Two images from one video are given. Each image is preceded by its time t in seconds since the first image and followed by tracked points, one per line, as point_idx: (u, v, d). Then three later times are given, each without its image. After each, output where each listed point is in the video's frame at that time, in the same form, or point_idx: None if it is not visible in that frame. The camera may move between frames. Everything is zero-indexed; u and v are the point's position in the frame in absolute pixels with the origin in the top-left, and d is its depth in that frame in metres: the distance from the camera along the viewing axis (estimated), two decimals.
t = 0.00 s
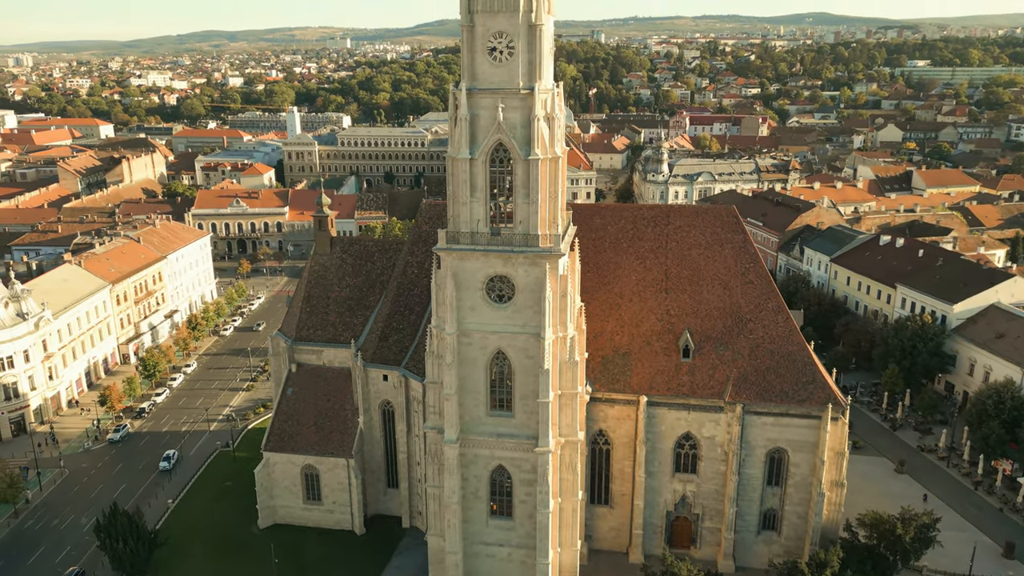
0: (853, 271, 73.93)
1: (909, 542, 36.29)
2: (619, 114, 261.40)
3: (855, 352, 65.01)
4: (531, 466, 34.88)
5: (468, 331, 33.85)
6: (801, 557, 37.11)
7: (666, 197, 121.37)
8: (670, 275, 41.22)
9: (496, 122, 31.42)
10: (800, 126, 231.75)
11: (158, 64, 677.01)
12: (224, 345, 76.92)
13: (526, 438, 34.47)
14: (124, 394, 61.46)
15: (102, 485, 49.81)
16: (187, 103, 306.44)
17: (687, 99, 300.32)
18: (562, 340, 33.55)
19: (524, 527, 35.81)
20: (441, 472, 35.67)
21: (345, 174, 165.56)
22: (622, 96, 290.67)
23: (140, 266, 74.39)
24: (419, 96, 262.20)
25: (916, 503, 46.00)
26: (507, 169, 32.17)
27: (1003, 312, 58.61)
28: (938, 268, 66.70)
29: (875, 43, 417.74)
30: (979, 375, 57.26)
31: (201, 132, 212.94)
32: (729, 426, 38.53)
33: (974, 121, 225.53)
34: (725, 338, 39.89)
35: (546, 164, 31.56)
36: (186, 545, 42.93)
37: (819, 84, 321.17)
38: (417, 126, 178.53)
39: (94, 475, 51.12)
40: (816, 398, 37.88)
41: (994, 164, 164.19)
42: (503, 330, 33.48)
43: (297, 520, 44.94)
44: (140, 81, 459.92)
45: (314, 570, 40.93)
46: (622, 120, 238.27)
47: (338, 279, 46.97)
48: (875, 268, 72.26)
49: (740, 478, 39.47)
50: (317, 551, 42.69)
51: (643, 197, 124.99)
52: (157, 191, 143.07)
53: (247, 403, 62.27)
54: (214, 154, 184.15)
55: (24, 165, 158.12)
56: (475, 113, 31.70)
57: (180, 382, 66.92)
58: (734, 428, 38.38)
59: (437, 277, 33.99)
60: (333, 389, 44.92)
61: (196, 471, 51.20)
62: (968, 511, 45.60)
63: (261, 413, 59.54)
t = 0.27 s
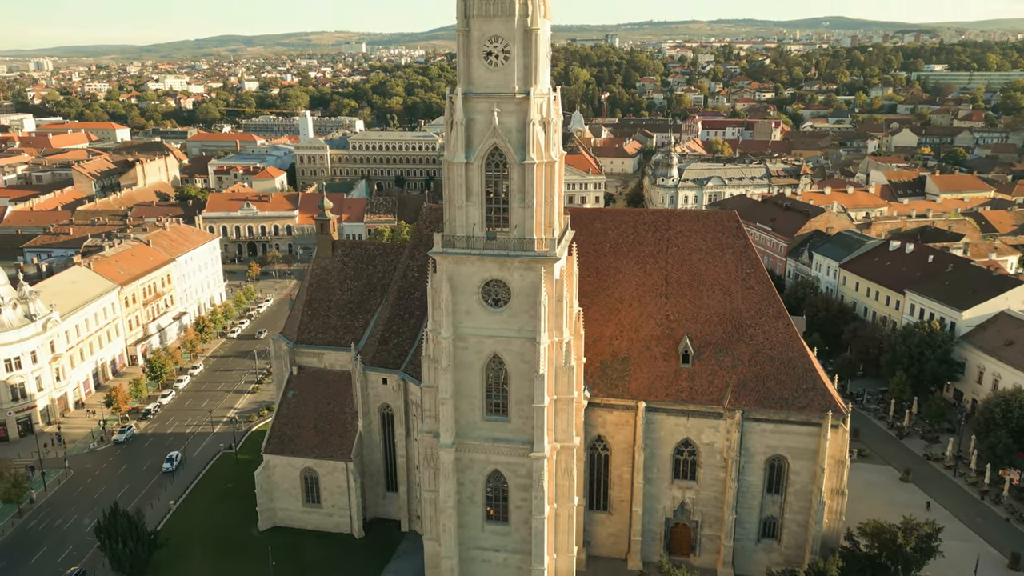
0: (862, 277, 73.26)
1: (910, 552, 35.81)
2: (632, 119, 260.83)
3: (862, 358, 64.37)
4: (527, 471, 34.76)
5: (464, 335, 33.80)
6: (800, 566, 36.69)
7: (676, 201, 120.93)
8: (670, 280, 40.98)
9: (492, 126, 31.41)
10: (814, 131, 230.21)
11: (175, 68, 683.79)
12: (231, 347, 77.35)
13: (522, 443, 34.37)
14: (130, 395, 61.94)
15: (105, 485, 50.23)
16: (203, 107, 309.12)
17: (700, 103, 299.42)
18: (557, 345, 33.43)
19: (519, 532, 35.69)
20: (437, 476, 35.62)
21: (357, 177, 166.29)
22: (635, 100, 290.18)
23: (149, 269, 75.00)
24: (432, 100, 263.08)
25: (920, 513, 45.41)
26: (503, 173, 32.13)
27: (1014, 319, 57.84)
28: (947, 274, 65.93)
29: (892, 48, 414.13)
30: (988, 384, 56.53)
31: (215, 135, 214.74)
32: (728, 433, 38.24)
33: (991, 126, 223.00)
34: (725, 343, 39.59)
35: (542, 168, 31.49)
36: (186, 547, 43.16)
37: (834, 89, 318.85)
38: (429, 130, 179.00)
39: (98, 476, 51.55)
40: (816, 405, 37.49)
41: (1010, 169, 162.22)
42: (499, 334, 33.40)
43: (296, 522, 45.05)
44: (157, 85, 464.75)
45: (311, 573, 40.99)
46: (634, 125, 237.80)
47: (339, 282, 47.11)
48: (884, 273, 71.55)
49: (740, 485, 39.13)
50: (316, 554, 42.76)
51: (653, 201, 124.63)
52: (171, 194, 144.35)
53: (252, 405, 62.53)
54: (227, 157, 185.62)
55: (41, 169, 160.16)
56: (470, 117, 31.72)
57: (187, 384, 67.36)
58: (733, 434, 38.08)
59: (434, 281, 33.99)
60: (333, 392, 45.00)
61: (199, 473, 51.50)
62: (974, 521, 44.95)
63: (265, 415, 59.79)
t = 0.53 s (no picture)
0: (871, 283, 72.47)
1: (912, 562, 35.30)
2: (644, 123, 260.23)
3: (871, 365, 63.64)
4: (522, 477, 34.64)
5: (460, 340, 33.77)
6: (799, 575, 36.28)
7: (686, 206, 120.39)
8: (671, 285, 40.72)
9: (487, 131, 31.38)
10: (829, 135, 228.62)
11: (192, 72, 690.73)
12: (239, 349, 77.78)
13: (517, 448, 34.26)
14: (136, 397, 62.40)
15: (109, 487, 50.61)
16: (218, 111, 311.77)
17: (713, 108, 298.55)
18: (553, 350, 33.32)
19: (515, 538, 35.55)
20: (433, 481, 35.56)
21: (368, 181, 166.98)
22: (648, 105, 289.55)
23: (158, 271, 75.59)
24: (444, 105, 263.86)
25: (925, 523, 44.81)
26: (499, 177, 32.09)
27: None
28: (958, 280, 65.14)
29: (909, 52, 410.67)
30: (997, 392, 55.80)
31: (230, 139, 216.40)
32: (727, 440, 37.92)
33: (1009, 131, 220.38)
34: (726, 349, 39.27)
35: (537, 172, 31.42)
36: (185, 548, 43.36)
37: (850, 93, 316.33)
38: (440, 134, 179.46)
39: (103, 477, 51.94)
40: (817, 413, 37.07)
41: None
42: (494, 339, 33.33)
43: (296, 525, 45.14)
44: (175, 89, 469.68)
45: None
46: (647, 130, 237.26)
47: (341, 285, 47.19)
48: (893, 279, 70.76)
49: (739, 493, 38.76)
50: (314, 557, 42.80)
51: (663, 206, 124.18)
52: (183, 197, 145.60)
53: (257, 407, 62.79)
54: (241, 161, 186.99)
55: (57, 172, 162.10)
56: (467, 121, 31.73)
57: (194, 386, 67.76)
58: (733, 441, 37.76)
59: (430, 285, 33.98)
60: (333, 395, 45.08)
61: (201, 475, 51.77)
62: (981, 531, 44.23)
63: (269, 417, 60.03)
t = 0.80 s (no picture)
0: (881, 289, 71.72)
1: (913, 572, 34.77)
2: (658, 128, 259.48)
3: (879, 372, 62.92)
4: (518, 482, 34.52)
5: (456, 344, 33.73)
6: None
7: (697, 211, 119.83)
8: (672, 290, 40.45)
9: (484, 135, 31.34)
10: (844, 140, 226.79)
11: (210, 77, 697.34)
12: (246, 352, 78.20)
13: (513, 453, 34.15)
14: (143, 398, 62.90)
15: (114, 487, 50.99)
16: (234, 115, 314.50)
17: (727, 112, 297.26)
18: (549, 355, 33.20)
19: (511, 543, 35.41)
20: (429, 485, 35.49)
21: (380, 185, 167.62)
22: (662, 109, 288.80)
23: (168, 273, 76.24)
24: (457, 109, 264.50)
25: (930, 532, 44.18)
26: (496, 181, 32.03)
27: None
28: (968, 287, 64.35)
29: (927, 56, 406.63)
30: (1007, 401, 55.03)
31: (244, 143, 218.07)
32: (727, 447, 37.60)
33: None
34: (726, 356, 38.96)
35: (533, 177, 31.33)
36: (186, 550, 43.58)
37: (866, 97, 313.74)
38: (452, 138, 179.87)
39: (108, 477, 52.33)
40: (818, 421, 36.68)
41: None
42: (490, 343, 33.29)
43: (297, 528, 45.24)
44: (192, 94, 474.30)
45: None
46: (660, 134, 236.54)
47: (343, 289, 47.33)
48: (903, 286, 70.02)
49: (739, 500, 38.38)
50: (314, 560, 42.86)
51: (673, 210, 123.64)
52: (197, 200, 146.86)
53: (262, 409, 63.07)
54: (255, 164, 188.38)
55: (73, 175, 164.00)
56: (463, 126, 31.70)
57: (201, 388, 68.19)
58: (732, 448, 37.44)
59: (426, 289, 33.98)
60: (334, 398, 45.19)
61: (205, 476, 52.04)
62: (987, 542, 43.54)
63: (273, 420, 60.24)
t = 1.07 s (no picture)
0: (891, 295, 70.90)
1: None
2: (672, 132, 258.53)
3: (889, 380, 62.20)
4: (515, 487, 34.41)
5: (453, 348, 33.70)
6: None
7: (708, 216, 119.18)
8: (673, 295, 40.20)
9: (480, 139, 31.33)
10: (860, 144, 224.71)
11: (227, 81, 704.02)
12: (254, 354, 78.63)
13: (509, 458, 34.07)
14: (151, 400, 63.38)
15: (120, 487, 51.44)
16: (250, 119, 316.94)
17: (742, 116, 295.52)
18: (546, 360, 33.11)
19: (508, 549, 35.28)
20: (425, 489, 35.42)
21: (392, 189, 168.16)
22: (676, 113, 287.64)
23: (178, 276, 76.90)
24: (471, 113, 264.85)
25: (936, 543, 43.55)
26: (492, 185, 32.00)
27: None
28: (979, 294, 63.47)
29: (946, 60, 402.19)
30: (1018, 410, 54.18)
31: (259, 147, 219.66)
32: (727, 454, 37.28)
33: None
34: (727, 362, 38.64)
35: (529, 181, 31.30)
36: (188, 551, 43.84)
37: (884, 102, 310.81)
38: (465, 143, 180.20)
39: (114, 478, 52.79)
40: (819, 429, 36.28)
41: None
42: (487, 348, 33.24)
43: (298, 530, 45.35)
44: (209, 98, 478.67)
45: None
46: (673, 138, 235.55)
47: (346, 292, 47.41)
48: (914, 292, 69.14)
49: (739, 508, 38.00)
50: (313, 562, 42.93)
51: (685, 215, 123.05)
52: (211, 204, 148.03)
53: (268, 411, 63.35)
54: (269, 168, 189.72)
55: (90, 178, 165.91)
56: (460, 130, 31.70)
57: (208, 390, 68.62)
58: (732, 455, 37.13)
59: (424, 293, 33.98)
60: (336, 402, 45.28)
61: (209, 478, 52.35)
62: (994, 553, 42.83)
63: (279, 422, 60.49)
